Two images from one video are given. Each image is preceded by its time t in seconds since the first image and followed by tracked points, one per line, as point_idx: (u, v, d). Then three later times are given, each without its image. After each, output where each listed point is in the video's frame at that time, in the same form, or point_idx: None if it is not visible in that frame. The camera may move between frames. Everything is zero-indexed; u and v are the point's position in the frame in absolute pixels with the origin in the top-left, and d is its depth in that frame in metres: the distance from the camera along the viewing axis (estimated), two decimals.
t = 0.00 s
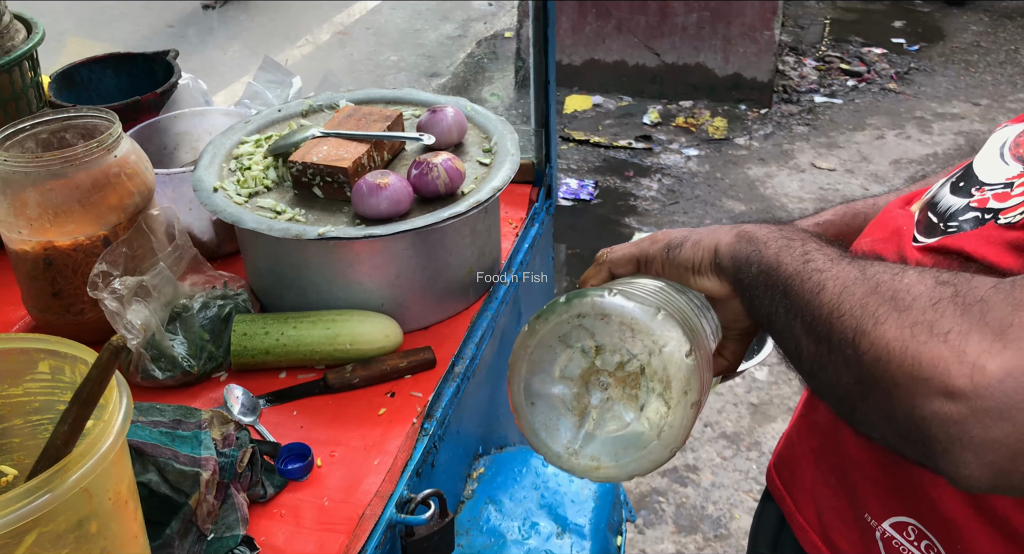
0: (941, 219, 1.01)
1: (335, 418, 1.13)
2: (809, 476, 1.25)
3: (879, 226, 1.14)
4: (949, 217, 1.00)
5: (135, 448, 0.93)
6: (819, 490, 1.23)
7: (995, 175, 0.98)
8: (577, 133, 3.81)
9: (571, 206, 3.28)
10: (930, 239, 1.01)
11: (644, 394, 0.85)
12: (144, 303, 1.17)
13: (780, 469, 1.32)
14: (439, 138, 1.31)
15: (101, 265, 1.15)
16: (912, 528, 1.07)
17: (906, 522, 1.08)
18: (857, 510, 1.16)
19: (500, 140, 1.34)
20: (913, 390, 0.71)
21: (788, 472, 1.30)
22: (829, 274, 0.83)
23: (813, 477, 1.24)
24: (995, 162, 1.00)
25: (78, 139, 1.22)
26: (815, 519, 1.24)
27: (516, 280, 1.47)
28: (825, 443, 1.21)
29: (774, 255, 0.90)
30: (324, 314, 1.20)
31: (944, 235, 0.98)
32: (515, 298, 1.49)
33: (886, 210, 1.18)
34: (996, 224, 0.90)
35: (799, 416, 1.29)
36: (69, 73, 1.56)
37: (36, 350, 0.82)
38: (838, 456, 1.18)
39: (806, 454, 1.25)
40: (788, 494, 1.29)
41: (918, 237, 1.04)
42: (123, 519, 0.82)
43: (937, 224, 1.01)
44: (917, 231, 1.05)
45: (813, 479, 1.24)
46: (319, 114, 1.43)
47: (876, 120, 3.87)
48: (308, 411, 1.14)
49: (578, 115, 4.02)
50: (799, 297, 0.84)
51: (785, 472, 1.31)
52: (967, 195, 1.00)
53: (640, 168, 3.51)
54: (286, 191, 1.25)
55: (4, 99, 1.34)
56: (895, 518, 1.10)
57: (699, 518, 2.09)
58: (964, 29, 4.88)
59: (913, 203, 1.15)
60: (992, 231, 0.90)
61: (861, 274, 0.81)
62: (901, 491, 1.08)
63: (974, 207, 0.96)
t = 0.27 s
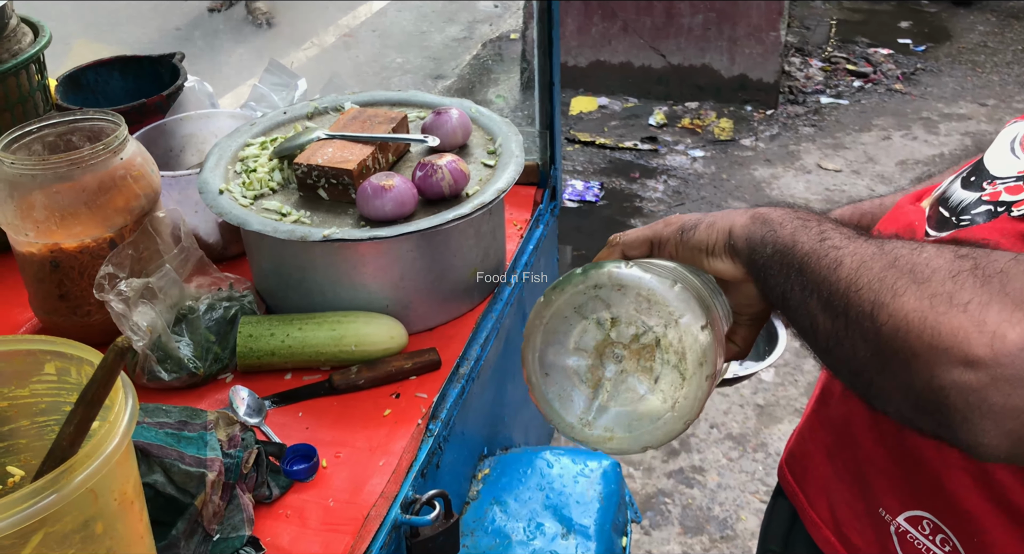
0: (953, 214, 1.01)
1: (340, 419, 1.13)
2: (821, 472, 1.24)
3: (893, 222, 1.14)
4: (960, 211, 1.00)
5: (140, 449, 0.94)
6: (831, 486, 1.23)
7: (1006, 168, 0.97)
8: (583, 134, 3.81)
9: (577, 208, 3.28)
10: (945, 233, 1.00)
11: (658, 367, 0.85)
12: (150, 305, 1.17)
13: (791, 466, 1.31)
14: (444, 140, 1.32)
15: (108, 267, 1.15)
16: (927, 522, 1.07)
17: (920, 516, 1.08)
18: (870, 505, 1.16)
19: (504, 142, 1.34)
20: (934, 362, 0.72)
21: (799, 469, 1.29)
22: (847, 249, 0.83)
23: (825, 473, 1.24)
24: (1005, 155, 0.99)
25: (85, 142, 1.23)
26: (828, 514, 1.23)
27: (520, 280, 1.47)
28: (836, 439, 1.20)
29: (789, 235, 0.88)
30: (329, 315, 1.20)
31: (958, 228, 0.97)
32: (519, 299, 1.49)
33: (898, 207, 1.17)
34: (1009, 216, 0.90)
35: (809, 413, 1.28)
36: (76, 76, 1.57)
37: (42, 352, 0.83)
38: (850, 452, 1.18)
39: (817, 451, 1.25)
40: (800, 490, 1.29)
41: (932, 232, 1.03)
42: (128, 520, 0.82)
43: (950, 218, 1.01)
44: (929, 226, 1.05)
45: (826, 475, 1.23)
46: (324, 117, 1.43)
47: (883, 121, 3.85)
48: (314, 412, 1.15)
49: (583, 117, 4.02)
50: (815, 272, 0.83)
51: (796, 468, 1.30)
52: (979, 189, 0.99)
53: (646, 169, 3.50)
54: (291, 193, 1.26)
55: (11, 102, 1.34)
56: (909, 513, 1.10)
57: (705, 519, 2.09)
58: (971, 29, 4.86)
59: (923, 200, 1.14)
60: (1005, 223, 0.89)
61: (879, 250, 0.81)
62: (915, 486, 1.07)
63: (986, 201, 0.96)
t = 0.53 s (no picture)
0: (966, 211, 1.00)
1: (347, 423, 1.13)
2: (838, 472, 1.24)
3: (904, 222, 1.11)
4: (972, 209, 0.99)
5: (149, 453, 0.94)
6: (849, 487, 1.22)
7: (1015, 166, 0.97)
8: (589, 137, 3.81)
9: (583, 210, 3.28)
10: (956, 232, 0.99)
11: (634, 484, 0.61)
12: (158, 309, 1.18)
13: (807, 467, 1.31)
14: (450, 144, 1.32)
15: (116, 271, 1.16)
16: (948, 521, 1.05)
17: (941, 516, 1.06)
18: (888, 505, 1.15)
19: (510, 145, 1.35)
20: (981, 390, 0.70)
21: (816, 469, 1.29)
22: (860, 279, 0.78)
23: (842, 473, 1.23)
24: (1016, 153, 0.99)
25: (93, 147, 1.24)
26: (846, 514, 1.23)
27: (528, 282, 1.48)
28: (852, 439, 1.19)
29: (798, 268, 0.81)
30: (336, 319, 1.20)
31: (970, 226, 0.96)
32: (527, 302, 1.50)
33: (910, 206, 1.15)
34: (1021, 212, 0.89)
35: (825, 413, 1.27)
36: (83, 81, 1.58)
37: (50, 356, 0.83)
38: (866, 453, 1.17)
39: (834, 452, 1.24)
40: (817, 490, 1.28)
41: (943, 232, 1.02)
42: (137, 524, 0.82)
43: (963, 216, 1.00)
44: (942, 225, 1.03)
45: (843, 475, 1.23)
46: (331, 121, 1.44)
47: (890, 122, 3.84)
48: (321, 415, 1.15)
49: (589, 120, 4.02)
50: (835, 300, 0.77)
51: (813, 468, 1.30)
52: (990, 186, 0.99)
53: (652, 172, 3.50)
54: (298, 198, 1.26)
55: (20, 108, 1.35)
56: (929, 512, 1.08)
57: (712, 522, 2.08)
58: (978, 30, 4.85)
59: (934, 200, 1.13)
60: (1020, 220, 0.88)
61: (900, 292, 0.76)
62: (935, 485, 1.06)
63: (998, 198, 0.95)
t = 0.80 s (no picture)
0: (954, 224, 0.99)
1: (354, 428, 1.13)
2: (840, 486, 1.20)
3: (893, 236, 1.10)
4: (960, 222, 0.98)
5: (156, 459, 0.95)
6: (844, 503, 1.19)
7: (1001, 177, 0.96)
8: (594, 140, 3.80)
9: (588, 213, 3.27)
10: (944, 245, 0.98)
11: None
12: (164, 315, 1.18)
13: (805, 479, 1.29)
14: (456, 147, 1.32)
15: (122, 277, 1.16)
16: (942, 539, 1.04)
17: (934, 533, 1.05)
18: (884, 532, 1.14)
19: (516, 149, 1.34)
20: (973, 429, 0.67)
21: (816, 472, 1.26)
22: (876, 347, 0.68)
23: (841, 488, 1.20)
24: (1000, 164, 0.98)
25: (99, 152, 1.24)
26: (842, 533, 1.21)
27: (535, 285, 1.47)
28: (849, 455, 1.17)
29: (803, 297, 0.67)
30: (342, 324, 1.20)
31: (957, 239, 0.95)
32: (533, 306, 1.49)
33: (900, 220, 1.14)
34: (1008, 227, 0.88)
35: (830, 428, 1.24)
36: (90, 86, 1.58)
37: (58, 362, 0.83)
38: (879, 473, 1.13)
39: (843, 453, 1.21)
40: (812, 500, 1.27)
41: (932, 245, 1.01)
42: (145, 530, 0.82)
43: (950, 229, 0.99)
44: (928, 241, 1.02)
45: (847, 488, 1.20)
46: (336, 125, 1.44)
47: (896, 124, 3.83)
48: (328, 420, 1.15)
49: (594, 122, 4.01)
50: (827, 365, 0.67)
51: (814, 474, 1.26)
52: (976, 198, 0.97)
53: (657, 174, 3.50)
54: (305, 202, 1.26)
55: (27, 113, 1.36)
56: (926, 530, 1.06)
57: (719, 526, 2.07)
58: (984, 31, 4.83)
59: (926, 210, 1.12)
60: (1009, 235, 0.87)
61: (870, 328, 0.68)
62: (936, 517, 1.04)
63: (984, 210, 0.94)
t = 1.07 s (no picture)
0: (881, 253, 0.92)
1: (360, 429, 1.13)
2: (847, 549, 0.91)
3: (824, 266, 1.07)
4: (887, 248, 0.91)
5: (164, 460, 0.95)
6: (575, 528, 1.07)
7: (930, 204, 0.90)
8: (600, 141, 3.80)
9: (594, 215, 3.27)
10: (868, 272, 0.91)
11: None
12: (171, 316, 1.19)
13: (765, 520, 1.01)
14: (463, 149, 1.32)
15: (130, 278, 1.17)
16: None
17: None
18: None
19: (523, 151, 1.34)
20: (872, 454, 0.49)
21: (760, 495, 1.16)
22: (790, 272, 0.45)
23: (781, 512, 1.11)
24: (932, 191, 0.91)
25: (107, 153, 1.24)
26: None
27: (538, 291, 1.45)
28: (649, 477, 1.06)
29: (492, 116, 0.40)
30: (348, 325, 1.21)
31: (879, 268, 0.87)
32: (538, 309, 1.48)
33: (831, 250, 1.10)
34: (922, 254, 0.78)
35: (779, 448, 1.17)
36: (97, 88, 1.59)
37: (66, 363, 0.84)
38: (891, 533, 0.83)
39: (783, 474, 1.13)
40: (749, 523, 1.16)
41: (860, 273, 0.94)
42: (152, 532, 0.82)
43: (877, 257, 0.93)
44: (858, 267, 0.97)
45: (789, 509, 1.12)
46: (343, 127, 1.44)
47: (902, 125, 3.82)
48: (335, 421, 1.15)
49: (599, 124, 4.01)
50: (716, 346, 0.42)
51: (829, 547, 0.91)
52: (904, 226, 0.91)
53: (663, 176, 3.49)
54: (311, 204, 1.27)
55: (34, 115, 1.36)
56: None
57: (726, 528, 2.07)
58: (991, 32, 4.82)
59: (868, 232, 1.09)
60: (918, 262, 0.78)
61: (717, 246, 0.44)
62: None
63: (906, 239, 0.86)
